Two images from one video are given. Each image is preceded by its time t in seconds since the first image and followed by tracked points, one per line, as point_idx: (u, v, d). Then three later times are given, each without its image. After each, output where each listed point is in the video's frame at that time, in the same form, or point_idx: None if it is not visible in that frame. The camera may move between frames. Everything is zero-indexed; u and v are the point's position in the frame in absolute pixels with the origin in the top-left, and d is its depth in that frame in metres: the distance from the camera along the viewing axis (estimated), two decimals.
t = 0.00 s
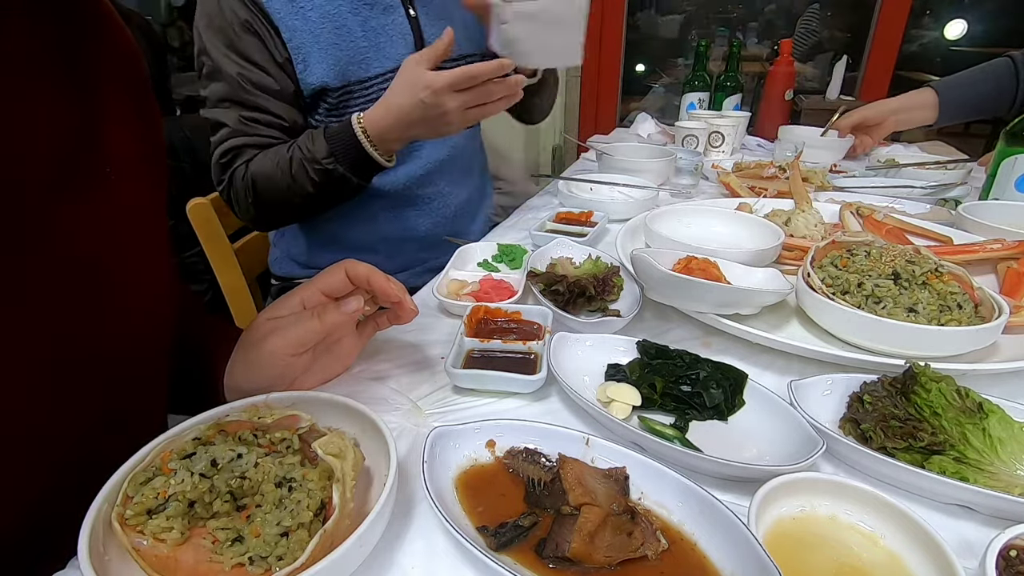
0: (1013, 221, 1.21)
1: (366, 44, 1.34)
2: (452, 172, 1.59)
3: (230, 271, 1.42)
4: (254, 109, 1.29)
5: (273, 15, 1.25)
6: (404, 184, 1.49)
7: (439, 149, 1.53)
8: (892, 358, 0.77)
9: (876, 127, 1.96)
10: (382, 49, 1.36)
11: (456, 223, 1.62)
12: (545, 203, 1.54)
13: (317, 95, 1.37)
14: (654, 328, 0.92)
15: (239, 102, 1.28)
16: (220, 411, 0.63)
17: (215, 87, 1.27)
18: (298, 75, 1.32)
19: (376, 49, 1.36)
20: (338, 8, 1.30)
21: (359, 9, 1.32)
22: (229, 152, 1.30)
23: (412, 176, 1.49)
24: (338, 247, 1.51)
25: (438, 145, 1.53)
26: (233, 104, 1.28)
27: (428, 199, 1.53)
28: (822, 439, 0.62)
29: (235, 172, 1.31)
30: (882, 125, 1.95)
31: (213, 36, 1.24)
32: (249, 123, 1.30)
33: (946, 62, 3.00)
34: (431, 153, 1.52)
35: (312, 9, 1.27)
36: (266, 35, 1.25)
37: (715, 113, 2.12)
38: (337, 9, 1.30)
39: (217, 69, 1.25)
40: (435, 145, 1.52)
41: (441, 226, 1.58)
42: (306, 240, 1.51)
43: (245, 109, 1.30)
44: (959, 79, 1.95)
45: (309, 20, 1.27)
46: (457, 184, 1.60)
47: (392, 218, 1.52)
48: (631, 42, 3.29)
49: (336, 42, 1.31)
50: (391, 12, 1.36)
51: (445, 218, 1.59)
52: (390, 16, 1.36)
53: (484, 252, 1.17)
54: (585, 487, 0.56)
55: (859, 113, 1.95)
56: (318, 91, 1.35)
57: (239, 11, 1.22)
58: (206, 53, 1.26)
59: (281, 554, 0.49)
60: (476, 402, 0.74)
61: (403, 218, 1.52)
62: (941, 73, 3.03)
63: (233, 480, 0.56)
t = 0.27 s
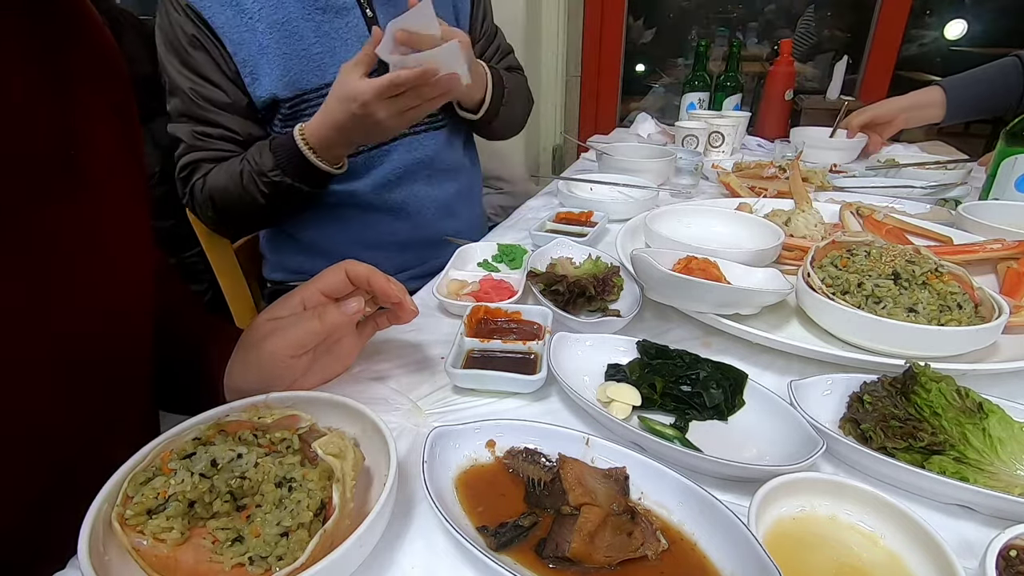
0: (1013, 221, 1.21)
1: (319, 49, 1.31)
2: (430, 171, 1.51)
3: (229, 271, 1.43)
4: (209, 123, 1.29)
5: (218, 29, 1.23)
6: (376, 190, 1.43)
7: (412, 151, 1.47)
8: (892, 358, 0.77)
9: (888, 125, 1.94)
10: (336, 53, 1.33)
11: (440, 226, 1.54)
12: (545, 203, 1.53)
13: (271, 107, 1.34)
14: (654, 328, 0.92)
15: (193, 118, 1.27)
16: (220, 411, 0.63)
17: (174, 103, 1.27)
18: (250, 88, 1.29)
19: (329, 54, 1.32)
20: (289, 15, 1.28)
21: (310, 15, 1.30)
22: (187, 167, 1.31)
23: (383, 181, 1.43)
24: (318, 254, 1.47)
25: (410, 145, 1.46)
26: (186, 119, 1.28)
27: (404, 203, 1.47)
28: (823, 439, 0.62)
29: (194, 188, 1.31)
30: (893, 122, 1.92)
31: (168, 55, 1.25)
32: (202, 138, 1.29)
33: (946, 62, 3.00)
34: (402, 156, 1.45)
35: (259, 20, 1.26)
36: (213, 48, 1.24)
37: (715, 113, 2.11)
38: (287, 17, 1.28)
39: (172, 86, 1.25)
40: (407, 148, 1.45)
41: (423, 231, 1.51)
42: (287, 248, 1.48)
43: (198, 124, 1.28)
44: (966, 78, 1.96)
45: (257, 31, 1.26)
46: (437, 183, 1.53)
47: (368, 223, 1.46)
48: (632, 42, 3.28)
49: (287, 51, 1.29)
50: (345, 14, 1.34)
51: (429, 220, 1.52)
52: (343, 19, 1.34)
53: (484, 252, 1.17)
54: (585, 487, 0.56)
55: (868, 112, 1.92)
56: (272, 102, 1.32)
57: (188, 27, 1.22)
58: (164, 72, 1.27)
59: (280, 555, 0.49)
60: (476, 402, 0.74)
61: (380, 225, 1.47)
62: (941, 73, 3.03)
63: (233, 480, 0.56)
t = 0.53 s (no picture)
0: (1013, 221, 1.21)
1: (307, 54, 1.30)
2: (423, 172, 1.50)
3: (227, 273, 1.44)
4: (195, 130, 1.28)
5: (203, 36, 1.22)
6: (372, 194, 1.42)
7: (405, 154, 1.45)
8: (892, 358, 0.77)
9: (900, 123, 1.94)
10: (325, 57, 1.32)
11: (437, 227, 1.54)
12: (545, 203, 1.53)
13: (259, 113, 1.33)
14: (654, 328, 0.92)
15: (179, 125, 1.27)
16: (219, 411, 0.63)
17: (160, 110, 1.26)
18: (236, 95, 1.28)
19: (317, 60, 1.32)
20: (276, 21, 1.27)
21: (297, 20, 1.29)
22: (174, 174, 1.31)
23: (379, 185, 1.42)
24: (321, 256, 1.47)
25: (402, 148, 1.44)
26: (172, 126, 1.27)
27: (398, 206, 1.46)
28: (823, 439, 0.62)
29: (180, 195, 1.32)
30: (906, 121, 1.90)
31: (153, 62, 1.24)
32: (187, 145, 1.28)
33: (946, 62, 3.00)
34: (395, 159, 1.44)
35: (245, 26, 1.25)
36: (199, 55, 1.23)
37: (714, 113, 2.11)
38: (274, 23, 1.27)
39: (157, 93, 1.24)
40: (398, 151, 1.44)
41: (417, 232, 1.51)
42: (287, 253, 1.48)
43: (184, 131, 1.28)
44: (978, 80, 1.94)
45: (243, 37, 1.25)
46: (431, 185, 1.52)
47: (366, 226, 1.46)
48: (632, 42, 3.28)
49: (274, 57, 1.28)
50: (333, 18, 1.33)
51: (425, 221, 1.51)
52: (331, 23, 1.33)
53: (484, 252, 1.17)
54: (585, 487, 0.56)
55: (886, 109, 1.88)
56: (260, 109, 1.31)
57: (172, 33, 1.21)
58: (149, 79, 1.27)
59: (280, 555, 0.49)
60: (476, 402, 0.74)
61: (377, 228, 1.47)
62: (941, 72, 3.03)
63: (233, 480, 0.56)
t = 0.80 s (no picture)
0: (1013, 221, 1.21)
1: (316, 56, 1.31)
2: (427, 173, 1.52)
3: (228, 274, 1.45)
4: (201, 133, 1.27)
5: (211, 38, 1.21)
6: (378, 194, 1.43)
7: (409, 156, 1.47)
8: (892, 358, 0.77)
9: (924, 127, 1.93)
10: (333, 60, 1.33)
11: (441, 228, 1.54)
12: (545, 203, 1.54)
13: (267, 115, 1.33)
14: (654, 328, 0.92)
15: (185, 127, 1.26)
16: (219, 411, 0.63)
17: (164, 111, 1.25)
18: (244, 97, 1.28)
19: (325, 61, 1.33)
20: (284, 23, 1.27)
21: (305, 22, 1.29)
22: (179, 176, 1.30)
23: (385, 184, 1.43)
24: (324, 256, 1.47)
25: (406, 149, 1.46)
26: (178, 128, 1.26)
27: (403, 206, 1.46)
28: (823, 439, 0.62)
29: (186, 197, 1.31)
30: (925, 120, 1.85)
31: (158, 63, 1.22)
32: (194, 148, 1.27)
33: (946, 62, 3.00)
34: (400, 160, 1.45)
35: (253, 28, 1.24)
36: (205, 56, 1.22)
37: (714, 113, 2.11)
38: (282, 25, 1.27)
39: (162, 94, 1.23)
40: (404, 152, 1.45)
41: (422, 232, 1.51)
42: (291, 253, 1.48)
43: (190, 133, 1.27)
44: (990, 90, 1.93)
45: (252, 40, 1.24)
46: (434, 185, 1.53)
47: (372, 226, 1.46)
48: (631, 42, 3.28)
49: (282, 59, 1.28)
50: (341, 20, 1.33)
51: (430, 221, 1.52)
52: (339, 24, 1.33)
53: (484, 252, 1.17)
54: (585, 487, 0.56)
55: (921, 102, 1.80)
56: (269, 111, 1.32)
57: (178, 34, 1.19)
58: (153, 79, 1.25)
59: (282, 554, 0.49)
60: (476, 402, 0.74)
61: (383, 228, 1.47)
62: (941, 72, 3.03)
63: (233, 480, 0.56)
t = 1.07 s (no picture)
0: (1013, 221, 1.21)
1: (326, 56, 1.32)
2: (431, 176, 1.53)
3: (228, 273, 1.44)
4: (208, 128, 1.28)
5: (223, 35, 1.22)
6: (382, 195, 1.44)
7: (416, 158, 1.48)
8: (892, 358, 0.77)
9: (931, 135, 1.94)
10: (343, 60, 1.34)
11: (444, 230, 1.54)
12: (545, 203, 1.54)
13: (276, 113, 1.34)
14: (654, 328, 0.92)
15: (192, 122, 1.26)
16: (219, 411, 0.63)
17: (172, 105, 1.26)
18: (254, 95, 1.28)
19: (336, 61, 1.33)
20: (296, 22, 1.27)
21: (317, 22, 1.30)
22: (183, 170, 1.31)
23: (389, 186, 1.44)
24: (326, 255, 1.46)
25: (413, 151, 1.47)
26: (185, 122, 1.26)
27: (408, 207, 1.47)
28: (823, 439, 0.62)
29: (189, 192, 1.32)
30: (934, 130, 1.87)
31: (169, 57, 1.23)
32: (199, 143, 1.28)
33: (946, 62, 3.00)
34: (406, 162, 1.46)
35: (266, 25, 1.25)
36: (216, 53, 1.22)
37: (714, 113, 2.11)
38: (294, 24, 1.27)
39: (171, 88, 1.23)
40: (411, 154, 1.46)
41: (427, 234, 1.52)
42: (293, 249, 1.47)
43: (196, 128, 1.27)
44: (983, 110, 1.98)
45: (264, 37, 1.25)
46: (438, 188, 1.54)
47: (375, 226, 1.46)
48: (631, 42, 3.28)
49: (293, 58, 1.28)
50: (353, 21, 1.34)
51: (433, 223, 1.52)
52: (351, 26, 1.34)
53: (484, 252, 1.17)
54: (585, 487, 0.56)
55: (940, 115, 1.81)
56: (277, 109, 1.32)
57: (190, 29, 1.20)
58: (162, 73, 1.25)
59: (283, 553, 0.49)
60: (476, 402, 0.74)
61: (386, 229, 1.47)
62: (941, 73, 3.03)
63: (233, 480, 0.56)
